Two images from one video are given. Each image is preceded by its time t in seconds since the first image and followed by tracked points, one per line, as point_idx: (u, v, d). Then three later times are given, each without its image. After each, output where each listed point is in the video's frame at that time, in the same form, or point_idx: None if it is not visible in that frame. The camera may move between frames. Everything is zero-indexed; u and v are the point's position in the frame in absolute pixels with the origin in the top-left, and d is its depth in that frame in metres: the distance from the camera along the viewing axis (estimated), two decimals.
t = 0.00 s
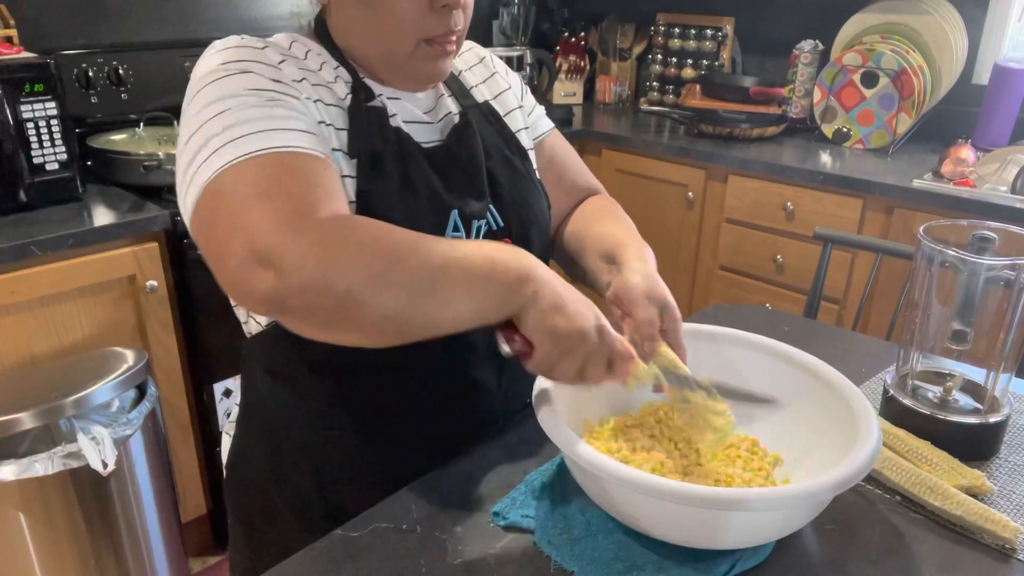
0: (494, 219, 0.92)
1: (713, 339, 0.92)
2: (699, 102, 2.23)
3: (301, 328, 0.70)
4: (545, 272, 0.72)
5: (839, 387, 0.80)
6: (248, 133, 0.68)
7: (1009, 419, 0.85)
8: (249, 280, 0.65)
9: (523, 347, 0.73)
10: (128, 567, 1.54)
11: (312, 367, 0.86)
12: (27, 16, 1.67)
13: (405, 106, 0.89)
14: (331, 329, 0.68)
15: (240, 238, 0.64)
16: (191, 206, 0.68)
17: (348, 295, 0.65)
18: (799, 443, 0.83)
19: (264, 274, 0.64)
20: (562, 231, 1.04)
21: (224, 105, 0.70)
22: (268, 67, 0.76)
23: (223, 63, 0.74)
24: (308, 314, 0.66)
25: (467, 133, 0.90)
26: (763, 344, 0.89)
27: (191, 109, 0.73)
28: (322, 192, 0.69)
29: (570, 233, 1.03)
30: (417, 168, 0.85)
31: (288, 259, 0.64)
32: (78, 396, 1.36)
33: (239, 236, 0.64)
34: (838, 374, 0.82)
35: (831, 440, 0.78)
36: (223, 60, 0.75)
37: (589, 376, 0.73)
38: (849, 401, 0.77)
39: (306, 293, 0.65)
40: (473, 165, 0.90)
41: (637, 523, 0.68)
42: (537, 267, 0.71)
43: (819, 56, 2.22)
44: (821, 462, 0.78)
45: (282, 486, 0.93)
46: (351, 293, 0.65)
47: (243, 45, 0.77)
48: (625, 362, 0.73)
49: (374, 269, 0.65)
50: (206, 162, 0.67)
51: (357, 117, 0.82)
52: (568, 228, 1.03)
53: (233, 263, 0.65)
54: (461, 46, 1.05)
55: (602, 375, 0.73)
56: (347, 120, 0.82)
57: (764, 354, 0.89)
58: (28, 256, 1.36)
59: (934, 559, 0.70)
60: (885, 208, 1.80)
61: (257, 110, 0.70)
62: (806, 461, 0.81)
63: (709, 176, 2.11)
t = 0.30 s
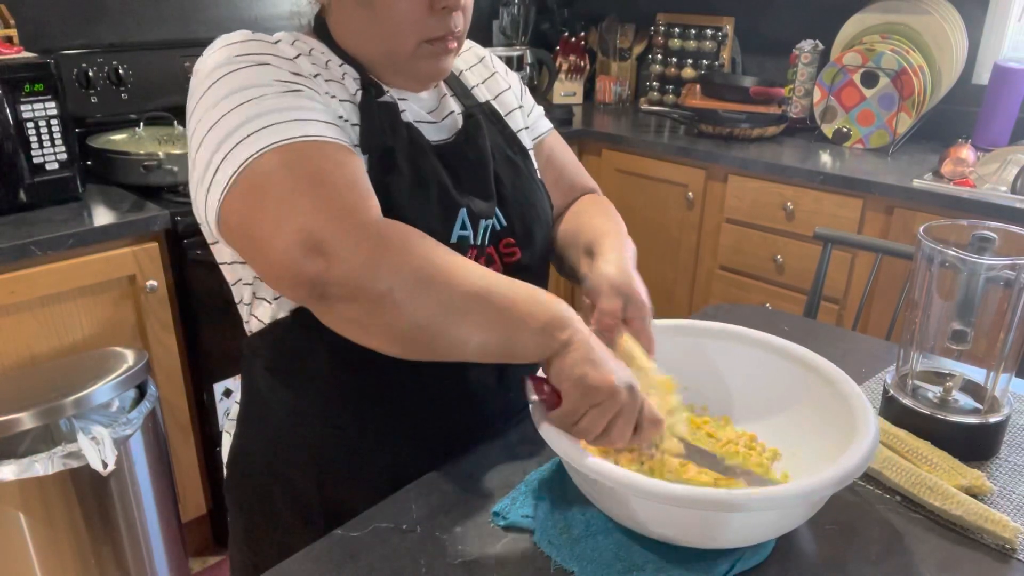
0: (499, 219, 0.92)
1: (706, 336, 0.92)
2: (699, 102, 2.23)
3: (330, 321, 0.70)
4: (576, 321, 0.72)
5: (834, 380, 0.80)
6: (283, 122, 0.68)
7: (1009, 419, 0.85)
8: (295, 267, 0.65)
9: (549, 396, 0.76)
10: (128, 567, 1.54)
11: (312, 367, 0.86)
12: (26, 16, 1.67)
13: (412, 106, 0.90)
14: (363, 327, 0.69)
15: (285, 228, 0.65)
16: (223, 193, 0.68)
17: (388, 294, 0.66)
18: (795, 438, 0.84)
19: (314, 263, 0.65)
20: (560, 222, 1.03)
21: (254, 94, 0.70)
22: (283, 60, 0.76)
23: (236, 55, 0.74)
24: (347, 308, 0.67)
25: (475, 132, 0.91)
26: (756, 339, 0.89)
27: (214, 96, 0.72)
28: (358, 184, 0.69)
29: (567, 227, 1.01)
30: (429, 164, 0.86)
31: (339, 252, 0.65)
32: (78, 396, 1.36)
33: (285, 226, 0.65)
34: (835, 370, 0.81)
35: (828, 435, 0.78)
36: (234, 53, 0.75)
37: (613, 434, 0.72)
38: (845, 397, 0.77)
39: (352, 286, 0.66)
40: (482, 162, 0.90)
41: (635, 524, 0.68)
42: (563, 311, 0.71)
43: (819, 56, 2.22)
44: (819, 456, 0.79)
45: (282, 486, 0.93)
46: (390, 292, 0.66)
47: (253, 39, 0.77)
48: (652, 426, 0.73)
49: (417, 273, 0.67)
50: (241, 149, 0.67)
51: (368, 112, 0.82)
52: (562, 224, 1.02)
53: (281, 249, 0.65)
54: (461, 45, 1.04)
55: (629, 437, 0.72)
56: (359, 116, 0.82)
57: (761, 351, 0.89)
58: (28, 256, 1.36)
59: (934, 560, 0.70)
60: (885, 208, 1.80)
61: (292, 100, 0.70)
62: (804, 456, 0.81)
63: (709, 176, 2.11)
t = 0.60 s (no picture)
0: (491, 220, 0.92)
1: (711, 339, 0.92)
2: (698, 102, 2.23)
3: (275, 336, 0.70)
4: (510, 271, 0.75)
5: (836, 385, 0.80)
6: (230, 143, 0.68)
7: (1009, 419, 0.85)
8: (222, 291, 0.65)
9: (497, 346, 0.75)
10: (127, 567, 1.54)
11: (310, 367, 0.86)
12: (27, 16, 1.67)
13: (400, 108, 0.89)
14: (307, 336, 0.69)
15: (215, 247, 0.64)
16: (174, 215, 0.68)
17: (322, 304, 0.65)
18: (796, 441, 0.84)
19: (237, 285, 0.64)
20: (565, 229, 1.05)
21: (207, 113, 0.70)
22: (258, 72, 0.76)
23: (213, 68, 0.74)
24: (284, 324, 0.67)
25: (462, 135, 0.90)
26: (760, 343, 0.89)
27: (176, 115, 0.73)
28: (301, 203, 0.69)
29: (573, 232, 1.03)
30: (411, 172, 0.85)
31: (259, 273, 0.64)
32: (78, 396, 1.36)
33: (214, 246, 0.64)
34: (836, 374, 0.82)
35: (829, 439, 0.79)
36: (218, 64, 0.75)
37: (561, 368, 0.77)
38: (847, 401, 0.78)
39: (279, 304, 0.65)
40: (468, 167, 0.90)
41: (636, 523, 0.68)
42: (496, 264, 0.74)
43: (819, 56, 2.22)
44: (820, 459, 0.79)
45: (281, 486, 0.93)
46: (324, 300, 0.65)
47: (236, 49, 0.78)
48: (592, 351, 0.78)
49: (347, 279, 0.66)
50: (190, 171, 0.68)
51: (349, 121, 0.82)
52: (567, 234, 1.04)
53: (206, 274, 0.65)
54: (462, 47, 1.05)
55: (574, 368, 0.77)
56: (338, 125, 0.82)
57: (763, 354, 0.89)
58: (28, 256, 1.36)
59: (934, 559, 0.70)
60: (885, 208, 1.80)
61: (234, 117, 0.70)
62: (803, 460, 0.81)
63: (709, 176, 2.11)
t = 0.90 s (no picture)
0: (492, 219, 0.92)
1: (710, 339, 0.92)
2: (698, 102, 2.23)
3: (311, 327, 0.70)
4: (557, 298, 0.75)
5: (836, 384, 0.80)
6: (256, 132, 0.68)
7: (1009, 419, 0.85)
8: (264, 278, 0.65)
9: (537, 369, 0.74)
10: (128, 567, 1.54)
11: (309, 367, 0.86)
12: (26, 16, 1.67)
13: (403, 107, 0.89)
14: (340, 330, 0.69)
15: (255, 237, 0.64)
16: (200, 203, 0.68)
17: (362, 297, 0.66)
18: (795, 440, 0.84)
19: (281, 273, 0.65)
20: (559, 227, 1.04)
21: (235, 103, 0.70)
22: (271, 66, 0.76)
23: (225, 62, 0.74)
24: (324, 314, 0.67)
25: (467, 133, 0.91)
26: (757, 341, 0.89)
27: (195, 105, 0.72)
28: (333, 192, 0.68)
29: (567, 229, 1.02)
30: (419, 170, 0.85)
31: (304, 263, 0.64)
32: (78, 396, 1.36)
33: (256, 236, 0.64)
34: (835, 374, 0.82)
35: (829, 438, 0.79)
36: (225, 60, 0.75)
37: (599, 396, 0.77)
38: (847, 401, 0.78)
39: (322, 294, 0.65)
40: (473, 166, 0.90)
41: (637, 524, 0.68)
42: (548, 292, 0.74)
43: (819, 56, 2.22)
44: (820, 458, 0.79)
45: (282, 486, 0.93)
46: (364, 295, 0.66)
47: (243, 45, 0.77)
48: (633, 381, 0.78)
49: (390, 273, 0.66)
50: (216, 159, 0.67)
51: (357, 115, 0.82)
52: (563, 229, 1.03)
53: (249, 261, 0.65)
54: (461, 46, 1.05)
55: (611, 397, 0.77)
56: (346, 119, 0.82)
57: (761, 354, 0.89)
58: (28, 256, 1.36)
59: (934, 560, 0.70)
60: (885, 208, 1.80)
61: (265, 107, 0.70)
62: (803, 459, 0.81)
63: (709, 176, 2.11)
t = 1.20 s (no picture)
0: (499, 221, 0.92)
1: (711, 339, 0.92)
2: (699, 102, 2.23)
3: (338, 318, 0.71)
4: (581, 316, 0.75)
5: (836, 384, 0.80)
6: (285, 124, 0.68)
7: (1009, 419, 0.85)
8: (306, 267, 0.66)
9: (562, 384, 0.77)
10: (128, 567, 1.54)
11: (310, 368, 0.86)
12: (26, 16, 1.67)
13: (413, 107, 0.89)
14: (374, 324, 0.70)
15: (295, 229, 0.65)
16: (227, 194, 0.67)
17: (402, 289, 0.67)
18: (796, 440, 0.84)
19: (325, 262, 0.66)
20: (562, 227, 1.04)
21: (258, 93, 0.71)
22: (285, 58, 0.76)
23: (237, 54, 0.74)
24: (359, 306, 0.69)
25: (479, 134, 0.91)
26: (757, 341, 0.89)
27: (212, 96, 0.72)
28: (362, 182, 0.69)
29: (569, 231, 1.03)
30: (433, 167, 0.86)
31: (348, 253, 0.66)
32: (78, 396, 1.36)
33: (297, 229, 0.65)
34: (834, 372, 0.82)
35: (829, 438, 0.79)
36: (236, 52, 0.74)
37: (626, 413, 0.75)
38: (847, 401, 0.78)
39: (362, 285, 0.67)
40: (484, 166, 0.91)
41: (637, 524, 0.68)
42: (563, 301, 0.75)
43: (819, 56, 2.22)
44: (819, 458, 0.79)
45: (282, 486, 0.93)
46: (402, 288, 0.67)
47: (254, 38, 0.76)
48: (658, 399, 0.77)
49: (430, 268, 0.68)
50: (245, 150, 0.67)
51: (373, 109, 0.82)
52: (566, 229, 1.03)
53: (291, 251, 0.66)
54: (465, 46, 1.05)
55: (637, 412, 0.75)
56: (360, 113, 0.82)
57: (759, 353, 0.89)
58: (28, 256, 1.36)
59: (934, 559, 0.70)
60: (885, 208, 1.80)
61: (292, 98, 0.70)
62: (803, 458, 0.81)
63: (709, 176, 2.11)
